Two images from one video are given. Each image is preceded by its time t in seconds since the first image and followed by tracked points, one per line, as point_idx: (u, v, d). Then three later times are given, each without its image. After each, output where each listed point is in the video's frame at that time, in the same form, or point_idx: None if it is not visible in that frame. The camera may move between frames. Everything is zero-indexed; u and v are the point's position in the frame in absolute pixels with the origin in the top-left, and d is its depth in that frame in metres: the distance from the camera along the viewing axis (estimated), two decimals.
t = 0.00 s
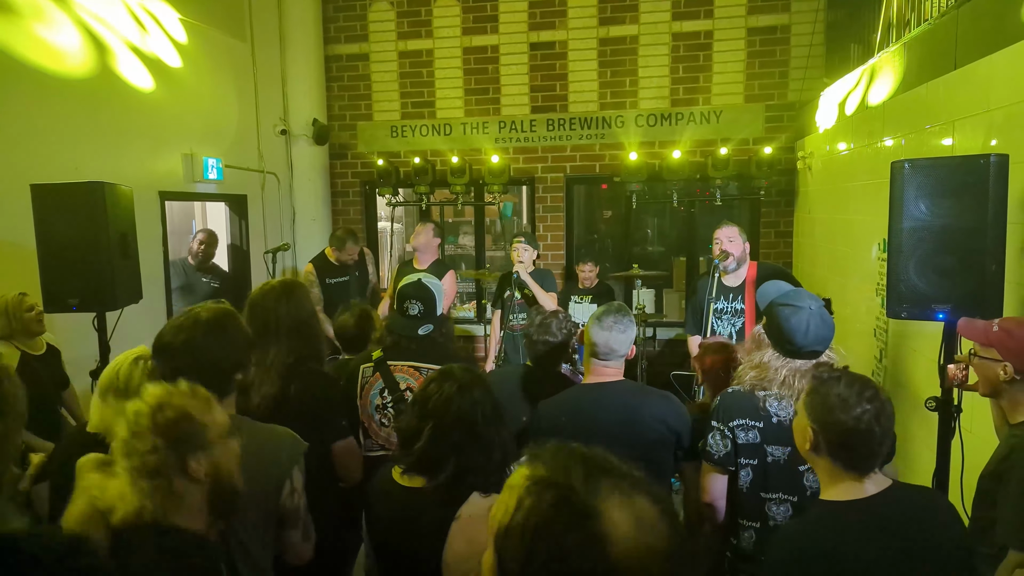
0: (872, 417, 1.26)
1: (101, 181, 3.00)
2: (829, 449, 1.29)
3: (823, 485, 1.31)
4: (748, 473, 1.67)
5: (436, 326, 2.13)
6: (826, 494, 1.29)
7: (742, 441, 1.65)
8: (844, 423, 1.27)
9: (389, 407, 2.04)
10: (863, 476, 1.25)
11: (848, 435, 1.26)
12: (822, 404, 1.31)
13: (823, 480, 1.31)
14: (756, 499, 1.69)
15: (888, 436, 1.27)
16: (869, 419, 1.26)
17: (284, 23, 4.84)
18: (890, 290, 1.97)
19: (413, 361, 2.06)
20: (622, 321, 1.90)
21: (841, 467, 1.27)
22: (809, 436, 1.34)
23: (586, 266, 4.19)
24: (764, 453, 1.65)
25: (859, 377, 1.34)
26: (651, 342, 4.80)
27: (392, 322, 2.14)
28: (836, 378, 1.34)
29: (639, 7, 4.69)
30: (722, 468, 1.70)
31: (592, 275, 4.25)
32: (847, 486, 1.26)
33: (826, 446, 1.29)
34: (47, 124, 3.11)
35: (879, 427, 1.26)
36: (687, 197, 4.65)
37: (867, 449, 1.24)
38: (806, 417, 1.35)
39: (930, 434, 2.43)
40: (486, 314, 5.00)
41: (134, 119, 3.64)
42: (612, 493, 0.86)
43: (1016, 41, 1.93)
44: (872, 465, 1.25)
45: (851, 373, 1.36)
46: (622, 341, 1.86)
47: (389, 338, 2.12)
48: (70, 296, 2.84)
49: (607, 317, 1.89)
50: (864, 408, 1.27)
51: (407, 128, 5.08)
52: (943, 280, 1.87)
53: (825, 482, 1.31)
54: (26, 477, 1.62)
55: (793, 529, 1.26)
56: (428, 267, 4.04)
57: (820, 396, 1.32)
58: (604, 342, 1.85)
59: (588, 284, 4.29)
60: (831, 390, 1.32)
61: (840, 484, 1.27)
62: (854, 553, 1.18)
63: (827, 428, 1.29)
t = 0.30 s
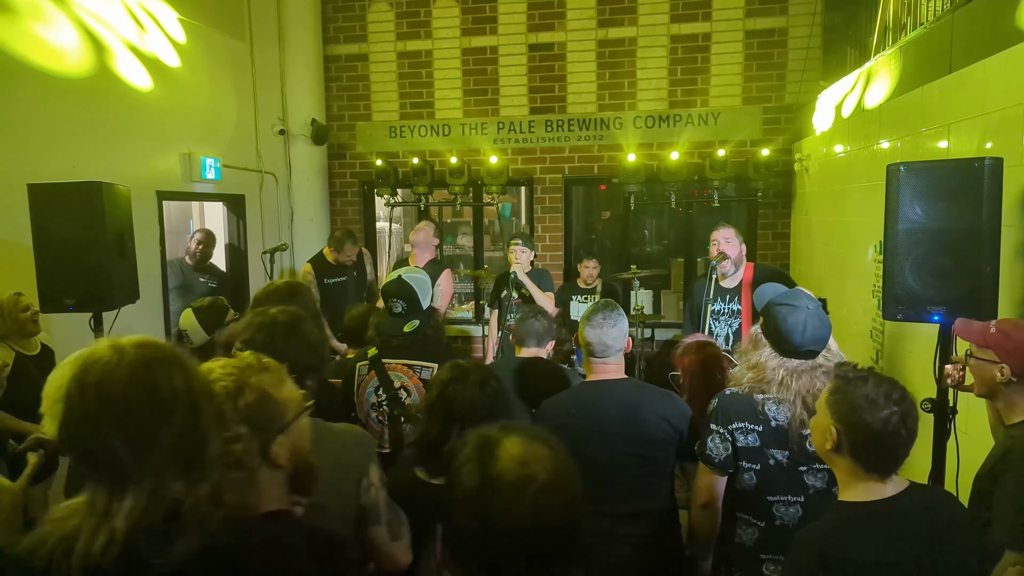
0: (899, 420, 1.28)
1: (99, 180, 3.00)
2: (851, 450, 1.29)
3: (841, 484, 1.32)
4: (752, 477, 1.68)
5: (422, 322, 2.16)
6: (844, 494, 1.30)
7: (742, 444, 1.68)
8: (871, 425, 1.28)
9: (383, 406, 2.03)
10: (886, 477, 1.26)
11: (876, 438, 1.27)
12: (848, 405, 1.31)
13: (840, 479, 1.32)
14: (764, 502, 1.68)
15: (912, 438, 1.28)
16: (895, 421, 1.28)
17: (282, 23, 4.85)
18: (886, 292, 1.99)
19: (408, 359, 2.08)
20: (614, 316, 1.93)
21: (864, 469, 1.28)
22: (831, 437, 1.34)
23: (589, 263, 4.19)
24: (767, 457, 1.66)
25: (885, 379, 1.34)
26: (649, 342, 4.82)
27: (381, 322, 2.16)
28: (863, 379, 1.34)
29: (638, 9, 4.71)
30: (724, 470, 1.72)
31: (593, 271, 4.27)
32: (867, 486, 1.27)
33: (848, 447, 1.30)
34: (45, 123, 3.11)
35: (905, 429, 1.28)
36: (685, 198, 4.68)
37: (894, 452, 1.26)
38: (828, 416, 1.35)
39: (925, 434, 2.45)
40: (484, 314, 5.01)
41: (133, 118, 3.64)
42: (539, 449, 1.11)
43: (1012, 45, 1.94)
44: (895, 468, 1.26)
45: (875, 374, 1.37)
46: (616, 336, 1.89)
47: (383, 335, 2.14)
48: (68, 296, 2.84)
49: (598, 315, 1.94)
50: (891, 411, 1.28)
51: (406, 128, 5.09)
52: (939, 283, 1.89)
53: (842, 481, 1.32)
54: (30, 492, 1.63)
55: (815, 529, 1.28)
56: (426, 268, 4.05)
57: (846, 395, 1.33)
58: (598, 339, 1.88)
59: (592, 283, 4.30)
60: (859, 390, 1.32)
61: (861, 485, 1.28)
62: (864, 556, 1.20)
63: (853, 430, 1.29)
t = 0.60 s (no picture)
0: (906, 421, 1.28)
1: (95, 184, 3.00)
2: (856, 448, 1.30)
3: (842, 482, 1.32)
4: (748, 481, 1.68)
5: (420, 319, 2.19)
6: (846, 493, 1.30)
7: (738, 450, 1.67)
8: (877, 424, 1.28)
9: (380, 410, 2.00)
10: (889, 476, 1.27)
11: (880, 437, 1.27)
12: (853, 403, 1.32)
13: (843, 477, 1.32)
14: (758, 505, 1.68)
15: (917, 439, 1.29)
16: (902, 422, 1.28)
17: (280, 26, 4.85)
18: (883, 293, 1.98)
19: (407, 362, 2.09)
20: (629, 311, 1.96)
21: (868, 467, 1.28)
22: (835, 435, 1.34)
23: (588, 261, 4.18)
24: (762, 461, 1.66)
25: (892, 379, 1.35)
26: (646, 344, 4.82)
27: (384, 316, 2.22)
28: (870, 378, 1.35)
29: (634, 11, 4.71)
30: (721, 478, 1.71)
31: (593, 271, 4.26)
32: (870, 485, 1.27)
33: (853, 445, 1.30)
34: (40, 128, 3.10)
35: (912, 430, 1.28)
36: (683, 199, 4.63)
37: (898, 450, 1.26)
38: (834, 414, 1.35)
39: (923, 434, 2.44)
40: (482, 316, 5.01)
41: (129, 121, 3.64)
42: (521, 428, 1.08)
43: (1007, 45, 1.94)
44: (898, 467, 1.26)
45: (882, 374, 1.37)
46: (637, 329, 1.92)
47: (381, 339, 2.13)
48: (64, 300, 2.83)
49: (616, 312, 1.94)
50: (898, 411, 1.29)
51: (403, 131, 5.09)
52: (936, 283, 1.89)
53: (845, 480, 1.32)
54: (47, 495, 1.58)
55: (815, 529, 1.28)
56: (423, 270, 4.05)
57: (853, 394, 1.33)
58: (624, 336, 1.90)
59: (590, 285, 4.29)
60: (866, 389, 1.33)
61: (863, 483, 1.28)
62: (865, 557, 1.19)
63: (858, 428, 1.30)
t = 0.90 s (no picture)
0: (883, 417, 1.26)
1: (90, 183, 2.97)
2: (835, 445, 1.28)
3: (823, 479, 1.30)
4: (738, 471, 1.67)
5: (411, 323, 2.32)
6: (826, 489, 1.28)
7: (731, 441, 1.66)
8: (854, 420, 1.26)
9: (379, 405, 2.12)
10: (868, 474, 1.25)
11: (858, 433, 1.25)
12: (833, 399, 1.30)
13: (824, 475, 1.31)
14: (744, 496, 1.68)
15: (897, 437, 1.27)
16: (880, 419, 1.26)
17: (276, 25, 4.84)
18: (879, 292, 1.98)
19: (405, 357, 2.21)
20: (664, 309, 1.97)
21: (847, 464, 1.26)
22: (816, 431, 1.33)
23: (586, 261, 4.13)
24: (753, 452, 1.65)
25: (873, 376, 1.33)
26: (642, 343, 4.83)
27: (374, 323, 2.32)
28: (850, 375, 1.33)
29: (631, 9, 4.70)
30: (713, 469, 1.70)
31: (591, 270, 4.25)
32: (851, 482, 1.25)
33: (833, 442, 1.29)
34: (34, 127, 3.08)
35: (890, 427, 1.26)
36: (679, 198, 4.62)
37: (876, 447, 1.24)
38: (815, 411, 1.34)
39: (919, 433, 2.44)
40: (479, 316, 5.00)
41: (124, 120, 3.62)
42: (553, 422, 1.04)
43: (1004, 43, 1.94)
44: (876, 464, 1.25)
45: (864, 372, 1.35)
46: (665, 326, 1.94)
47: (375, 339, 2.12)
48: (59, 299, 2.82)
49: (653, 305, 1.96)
50: (876, 407, 1.27)
51: (399, 130, 5.08)
52: (932, 281, 1.89)
53: (826, 476, 1.30)
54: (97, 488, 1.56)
55: (793, 522, 1.27)
56: (419, 269, 4.03)
57: (833, 390, 1.31)
58: (654, 327, 1.91)
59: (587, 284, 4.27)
60: (845, 386, 1.31)
61: (843, 480, 1.26)
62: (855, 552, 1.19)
63: (837, 424, 1.28)
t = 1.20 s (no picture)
0: (854, 418, 1.28)
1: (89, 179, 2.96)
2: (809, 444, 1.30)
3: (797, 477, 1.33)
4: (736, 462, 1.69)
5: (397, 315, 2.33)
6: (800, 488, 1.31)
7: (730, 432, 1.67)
8: (827, 420, 1.28)
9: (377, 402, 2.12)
10: (841, 473, 1.27)
11: (830, 433, 1.28)
12: (807, 400, 1.32)
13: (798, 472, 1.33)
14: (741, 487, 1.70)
15: (868, 436, 1.29)
16: (851, 419, 1.28)
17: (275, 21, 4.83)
18: (880, 288, 1.98)
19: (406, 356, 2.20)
20: (633, 298, 2.03)
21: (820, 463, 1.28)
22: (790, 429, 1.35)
23: (586, 257, 4.16)
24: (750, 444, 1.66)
25: (844, 376, 1.35)
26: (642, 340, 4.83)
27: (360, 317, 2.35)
28: (823, 374, 1.34)
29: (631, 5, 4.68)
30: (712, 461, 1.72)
31: (592, 267, 4.25)
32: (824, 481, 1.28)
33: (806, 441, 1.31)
34: (33, 124, 3.07)
35: (861, 427, 1.28)
36: (679, 194, 4.71)
37: (847, 447, 1.27)
38: (791, 410, 1.35)
39: (919, 430, 2.44)
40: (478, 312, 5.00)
41: (124, 117, 3.61)
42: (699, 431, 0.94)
43: (1007, 38, 1.93)
44: (850, 463, 1.27)
45: (839, 371, 1.36)
46: (641, 315, 2.01)
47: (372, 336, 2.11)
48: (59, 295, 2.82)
49: (621, 301, 2.01)
50: (848, 408, 1.29)
51: (399, 126, 5.07)
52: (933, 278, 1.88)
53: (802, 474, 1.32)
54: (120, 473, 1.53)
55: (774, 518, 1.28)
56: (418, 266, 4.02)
57: (806, 389, 1.33)
58: (632, 322, 1.98)
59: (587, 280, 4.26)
60: (818, 385, 1.32)
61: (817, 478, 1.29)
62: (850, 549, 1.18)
63: (811, 424, 1.30)
